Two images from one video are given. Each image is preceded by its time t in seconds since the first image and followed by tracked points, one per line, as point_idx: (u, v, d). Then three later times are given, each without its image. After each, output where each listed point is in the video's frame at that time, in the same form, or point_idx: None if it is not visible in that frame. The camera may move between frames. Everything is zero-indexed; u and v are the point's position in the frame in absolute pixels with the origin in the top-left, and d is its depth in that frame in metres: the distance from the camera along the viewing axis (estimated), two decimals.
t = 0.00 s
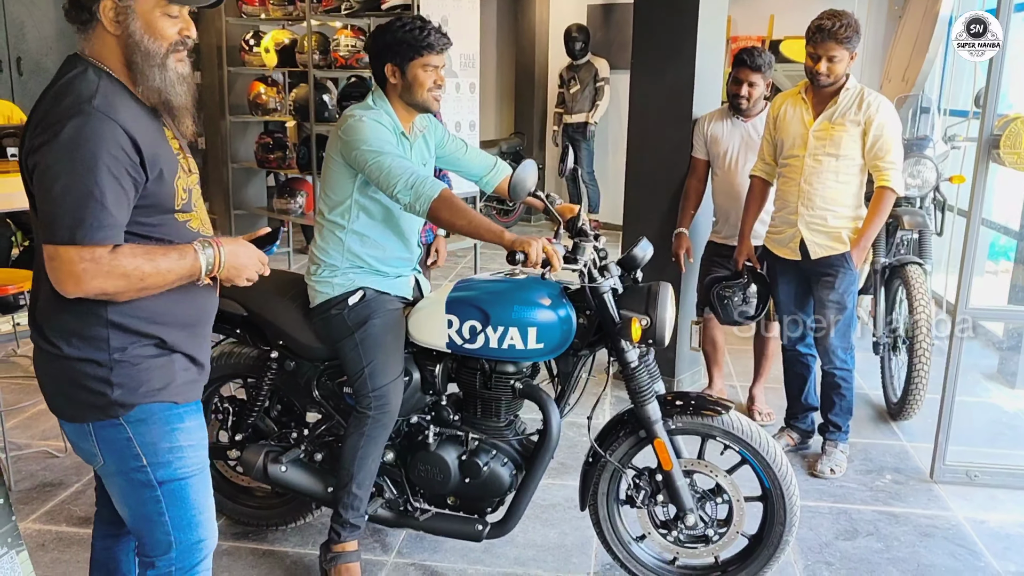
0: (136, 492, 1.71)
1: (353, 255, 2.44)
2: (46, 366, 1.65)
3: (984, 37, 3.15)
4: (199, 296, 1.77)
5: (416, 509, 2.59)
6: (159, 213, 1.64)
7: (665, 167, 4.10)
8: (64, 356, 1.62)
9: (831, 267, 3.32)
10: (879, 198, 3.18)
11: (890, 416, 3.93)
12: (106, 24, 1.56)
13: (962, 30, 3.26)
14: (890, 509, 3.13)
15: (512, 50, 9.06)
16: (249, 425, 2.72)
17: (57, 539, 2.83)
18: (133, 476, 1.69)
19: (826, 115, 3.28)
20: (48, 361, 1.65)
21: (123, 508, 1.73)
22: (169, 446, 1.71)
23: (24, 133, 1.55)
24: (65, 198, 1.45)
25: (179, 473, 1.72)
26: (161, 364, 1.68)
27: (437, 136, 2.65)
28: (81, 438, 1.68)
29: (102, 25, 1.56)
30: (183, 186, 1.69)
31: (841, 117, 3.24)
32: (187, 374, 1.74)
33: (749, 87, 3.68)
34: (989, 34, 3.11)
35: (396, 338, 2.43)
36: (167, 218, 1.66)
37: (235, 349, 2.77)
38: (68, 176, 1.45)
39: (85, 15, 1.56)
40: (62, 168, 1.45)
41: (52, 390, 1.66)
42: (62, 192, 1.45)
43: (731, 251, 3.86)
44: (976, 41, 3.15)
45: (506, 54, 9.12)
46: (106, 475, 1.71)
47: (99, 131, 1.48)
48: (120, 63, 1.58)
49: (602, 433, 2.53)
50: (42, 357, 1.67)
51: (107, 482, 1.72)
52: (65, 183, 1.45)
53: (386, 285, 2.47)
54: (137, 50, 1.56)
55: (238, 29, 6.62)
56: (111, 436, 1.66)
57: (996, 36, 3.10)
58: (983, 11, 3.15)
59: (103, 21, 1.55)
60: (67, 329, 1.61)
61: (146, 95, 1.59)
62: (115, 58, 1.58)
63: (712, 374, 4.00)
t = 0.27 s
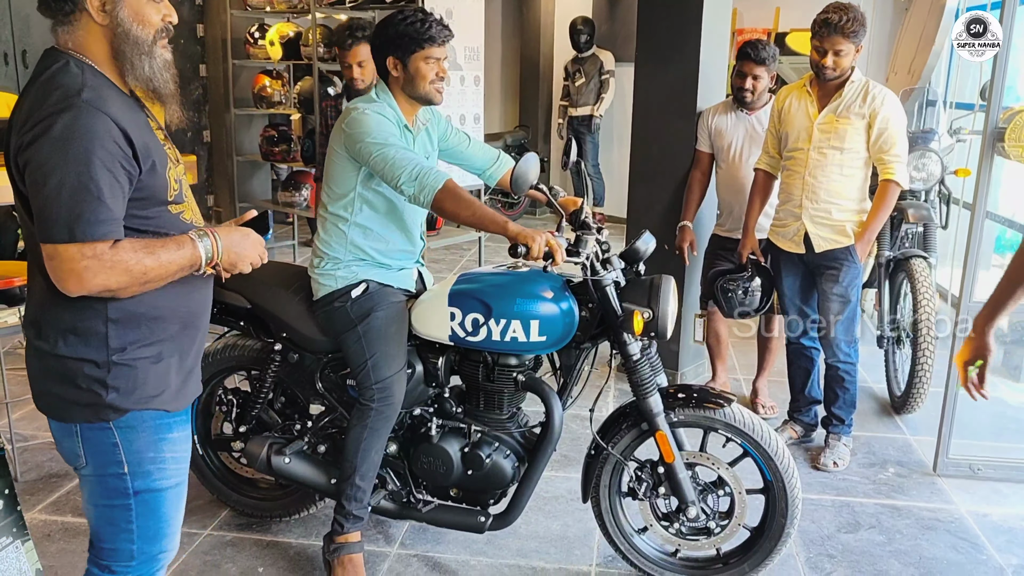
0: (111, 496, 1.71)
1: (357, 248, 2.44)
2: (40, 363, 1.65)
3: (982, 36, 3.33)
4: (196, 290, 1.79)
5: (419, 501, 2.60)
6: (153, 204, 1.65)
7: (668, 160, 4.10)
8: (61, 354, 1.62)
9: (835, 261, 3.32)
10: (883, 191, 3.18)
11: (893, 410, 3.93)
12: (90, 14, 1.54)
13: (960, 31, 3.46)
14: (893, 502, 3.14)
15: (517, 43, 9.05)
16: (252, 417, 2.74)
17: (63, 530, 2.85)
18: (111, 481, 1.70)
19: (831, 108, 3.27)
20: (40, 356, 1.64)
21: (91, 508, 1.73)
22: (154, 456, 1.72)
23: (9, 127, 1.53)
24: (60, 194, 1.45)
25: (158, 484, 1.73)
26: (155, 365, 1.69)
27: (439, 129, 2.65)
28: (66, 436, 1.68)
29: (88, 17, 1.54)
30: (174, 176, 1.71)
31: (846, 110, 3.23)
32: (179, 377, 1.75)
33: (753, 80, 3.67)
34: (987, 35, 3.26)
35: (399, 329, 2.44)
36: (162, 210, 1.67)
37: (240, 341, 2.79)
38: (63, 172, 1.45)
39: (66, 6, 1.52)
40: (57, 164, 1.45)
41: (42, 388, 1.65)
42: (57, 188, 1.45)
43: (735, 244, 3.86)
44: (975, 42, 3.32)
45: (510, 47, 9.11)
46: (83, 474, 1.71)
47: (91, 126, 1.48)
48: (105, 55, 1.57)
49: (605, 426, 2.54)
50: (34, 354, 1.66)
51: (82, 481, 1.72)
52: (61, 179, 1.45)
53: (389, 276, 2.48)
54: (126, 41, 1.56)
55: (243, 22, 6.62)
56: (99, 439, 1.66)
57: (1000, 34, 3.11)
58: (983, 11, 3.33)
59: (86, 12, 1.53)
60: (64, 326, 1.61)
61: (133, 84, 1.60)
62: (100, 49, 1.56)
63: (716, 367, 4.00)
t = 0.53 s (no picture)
0: (89, 499, 1.70)
1: (360, 241, 2.45)
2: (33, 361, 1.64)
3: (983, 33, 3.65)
4: (195, 289, 1.78)
5: (422, 494, 2.61)
6: (154, 201, 1.65)
7: (673, 154, 4.09)
8: (53, 353, 1.61)
9: (840, 255, 3.32)
10: (888, 185, 3.18)
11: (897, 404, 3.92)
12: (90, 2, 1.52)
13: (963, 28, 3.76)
14: (896, 496, 3.14)
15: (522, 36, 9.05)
16: (257, 410, 2.76)
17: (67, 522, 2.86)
18: (90, 484, 1.69)
19: (836, 101, 3.26)
20: (34, 354, 1.63)
21: (66, 509, 1.72)
22: (137, 462, 1.71)
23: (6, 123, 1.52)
24: (67, 191, 1.45)
25: (138, 491, 1.73)
26: (149, 369, 1.68)
27: (443, 122, 2.65)
28: (49, 436, 1.66)
29: (87, 5, 1.52)
30: (173, 173, 1.73)
31: (851, 104, 3.22)
32: (174, 381, 1.74)
33: (758, 74, 3.66)
34: (986, 36, 3.65)
35: (402, 322, 2.45)
36: (161, 207, 1.67)
37: (244, 334, 2.79)
38: (69, 170, 1.45)
39: None
40: (64, 161, 1.44)
41: (32, 387, 1.64)
42: (61, 185, 1.45)
43: (740, 238, 3.85)
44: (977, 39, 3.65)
45: (515, 40, 9.11)
46: (62, 474, 1.69)
47: (93, 120, 1.47)
48: (103, 45, 1.56)
49: (608, 419, 2.54)
50: (29, 353, 1.65)
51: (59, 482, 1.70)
52: (66, 177, 1.45)
53: (392, 270, 2.48)
54: (126, 29, 1.55)
55: (248, 16, 6.63)
56: (83, 441, 1.66)
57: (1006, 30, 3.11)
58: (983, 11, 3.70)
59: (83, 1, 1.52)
60: (57, 326, 1.60)
61: (134, 72, 1.60)
62: (99, 38, 1.55)
63: (719, 361, 4.00)
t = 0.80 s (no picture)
0: (96, 507, 1.67)
1: (365, 238, 2.45)
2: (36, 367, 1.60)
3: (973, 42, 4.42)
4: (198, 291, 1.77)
5: (427, 489, 2.62)
6: (164, 207, 1.65)
7: (679, 151, 4.09)
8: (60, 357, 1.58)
9: (846, 252, 3.32)
10: (895, 181, 3.17)
11: (904, 401, 3.92)
12: None
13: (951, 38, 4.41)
14: (902, 493, 3.13)
15: (529, 32, 9.05)
16: (263, 406, 2.76)
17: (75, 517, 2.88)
18: (98, 491, 1.66)
19: (843, 98, 3.25)
20: (38, 361, 1.60)
21: (69, 517, 1.68)
22: (146, 469, 1.69)
23: (17, 126, 1.50)
24: (81, 196, 1.43)
25: (146, 497, 1.71)
26: (156, 375, 1.67)
27: (448, 119, 2.66)
28: (53, 446, 1.63)
29: (93, 2, 1.52)
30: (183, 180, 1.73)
31: (857, 100, 3.22)
32: (179, 389, 1.73)
33: (764, 70, 3.65)
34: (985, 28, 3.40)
35: (407, 318, 2.46)
36: (168, 213, 1.67)
37: (250, 330, 2.81)
38: (84, 176, 1.43)
39: None
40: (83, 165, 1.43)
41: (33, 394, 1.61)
42: (76, 192, 1.43)
43: (745, 235, 3.85)
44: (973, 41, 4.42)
45: (522, 36, 9.11)
46: (65, 483, 1.66)
47: (108, 124, 1.46)
48: (110, 42, 1.56)
49: (612, 416, 2.54)
50: (30, 360, 1.62)
51: (62, 491, 1.67)
52: (81, 183, 1.43)
53: (396, 267, 2.48)
54: (134, 28, 1.54)
55: (254, 12, 6.64)
56: (91, 449, 1.63)
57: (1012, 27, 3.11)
58: (981, 14, 4.45)
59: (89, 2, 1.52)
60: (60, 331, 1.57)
61: (141, 73, 1.59)
62: (105, 36, 1.55)
63: (725, 358, 4.00)
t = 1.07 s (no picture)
0: (110, 509, 1.65)
1: (370, 237, 2.45)
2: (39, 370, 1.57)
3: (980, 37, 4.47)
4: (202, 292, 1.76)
5: (434, 488, 2.63)
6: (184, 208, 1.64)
7: (686, 148, 4.08)
8: (70, 362, 1.55)
9: (853, 250, 3.31)
10: (903, 179, 3.16)
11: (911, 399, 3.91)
12: (121, 3, 1.51)
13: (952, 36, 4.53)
14: (909, 492, 3.13)
15: (536, 29, 9.05)
16: (269, 404, 2.77)
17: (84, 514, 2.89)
18: (113, 493, 1.65)
19: (851, 95, 3.24)
20: (47, 366, 1.56)
21: (79, 522, 1.66)
22: (160, 469, 1.69)
23: (44, 130, 1.45)
24: (158, 205, 1.45)
25: (160, 497, 1.70)
26: (169, 377, 1.66)
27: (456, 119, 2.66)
28: (66, 452, 1.60)
29: (116, 5, 1.51)
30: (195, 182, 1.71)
31: (866, 98, 3.21)
32: (187, 390, 1.73)
33: (771, 67, 3.64)
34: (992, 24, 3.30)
35: (413, 317, 2.47)
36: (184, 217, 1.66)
37: (256, 328, 2.82)
38: (159, 184, 1.44)
39: None
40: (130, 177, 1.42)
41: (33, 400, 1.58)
42: (151, 200, 1.44)
43: (753, 233, 3.84)
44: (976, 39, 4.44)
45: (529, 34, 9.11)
46: (77, 488, 1.63)
47: (162, 129, 1.46)
48: (127, 45, 1.55)
49: (618, 414, 2.54)
50: (36, 365, 1.57)
51: (72, 497, 1.64)
52: (156, 191, 1.44)
53: (400, 267, 2.48)
54: (154, 36, 1.53)
55: (262, 10, 6.66)
56: (107, 451, 1.62)
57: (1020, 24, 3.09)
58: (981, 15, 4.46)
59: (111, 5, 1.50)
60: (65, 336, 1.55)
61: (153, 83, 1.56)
62: (124, 40, 1.54)
63: (732, 355, 3.99)
